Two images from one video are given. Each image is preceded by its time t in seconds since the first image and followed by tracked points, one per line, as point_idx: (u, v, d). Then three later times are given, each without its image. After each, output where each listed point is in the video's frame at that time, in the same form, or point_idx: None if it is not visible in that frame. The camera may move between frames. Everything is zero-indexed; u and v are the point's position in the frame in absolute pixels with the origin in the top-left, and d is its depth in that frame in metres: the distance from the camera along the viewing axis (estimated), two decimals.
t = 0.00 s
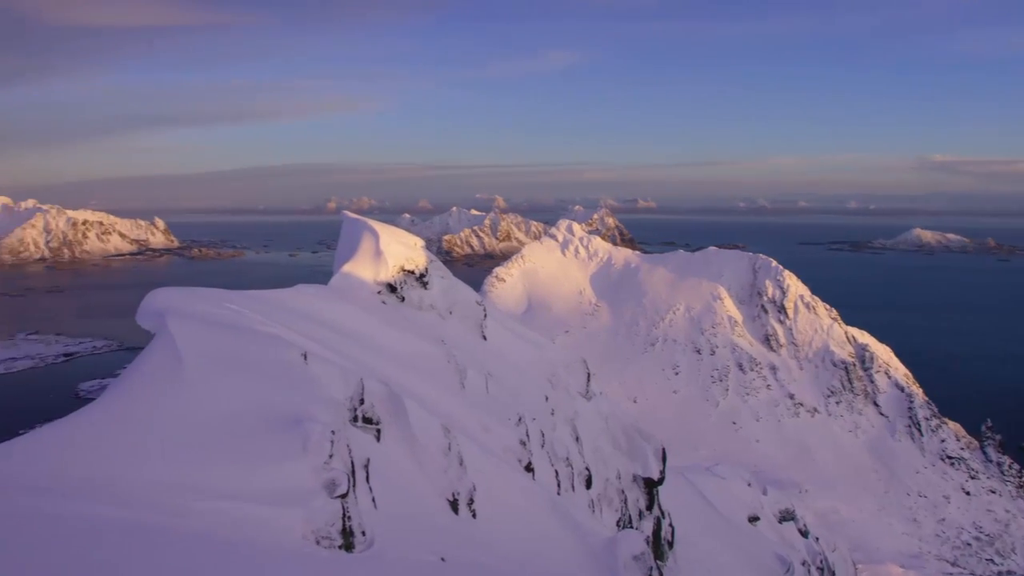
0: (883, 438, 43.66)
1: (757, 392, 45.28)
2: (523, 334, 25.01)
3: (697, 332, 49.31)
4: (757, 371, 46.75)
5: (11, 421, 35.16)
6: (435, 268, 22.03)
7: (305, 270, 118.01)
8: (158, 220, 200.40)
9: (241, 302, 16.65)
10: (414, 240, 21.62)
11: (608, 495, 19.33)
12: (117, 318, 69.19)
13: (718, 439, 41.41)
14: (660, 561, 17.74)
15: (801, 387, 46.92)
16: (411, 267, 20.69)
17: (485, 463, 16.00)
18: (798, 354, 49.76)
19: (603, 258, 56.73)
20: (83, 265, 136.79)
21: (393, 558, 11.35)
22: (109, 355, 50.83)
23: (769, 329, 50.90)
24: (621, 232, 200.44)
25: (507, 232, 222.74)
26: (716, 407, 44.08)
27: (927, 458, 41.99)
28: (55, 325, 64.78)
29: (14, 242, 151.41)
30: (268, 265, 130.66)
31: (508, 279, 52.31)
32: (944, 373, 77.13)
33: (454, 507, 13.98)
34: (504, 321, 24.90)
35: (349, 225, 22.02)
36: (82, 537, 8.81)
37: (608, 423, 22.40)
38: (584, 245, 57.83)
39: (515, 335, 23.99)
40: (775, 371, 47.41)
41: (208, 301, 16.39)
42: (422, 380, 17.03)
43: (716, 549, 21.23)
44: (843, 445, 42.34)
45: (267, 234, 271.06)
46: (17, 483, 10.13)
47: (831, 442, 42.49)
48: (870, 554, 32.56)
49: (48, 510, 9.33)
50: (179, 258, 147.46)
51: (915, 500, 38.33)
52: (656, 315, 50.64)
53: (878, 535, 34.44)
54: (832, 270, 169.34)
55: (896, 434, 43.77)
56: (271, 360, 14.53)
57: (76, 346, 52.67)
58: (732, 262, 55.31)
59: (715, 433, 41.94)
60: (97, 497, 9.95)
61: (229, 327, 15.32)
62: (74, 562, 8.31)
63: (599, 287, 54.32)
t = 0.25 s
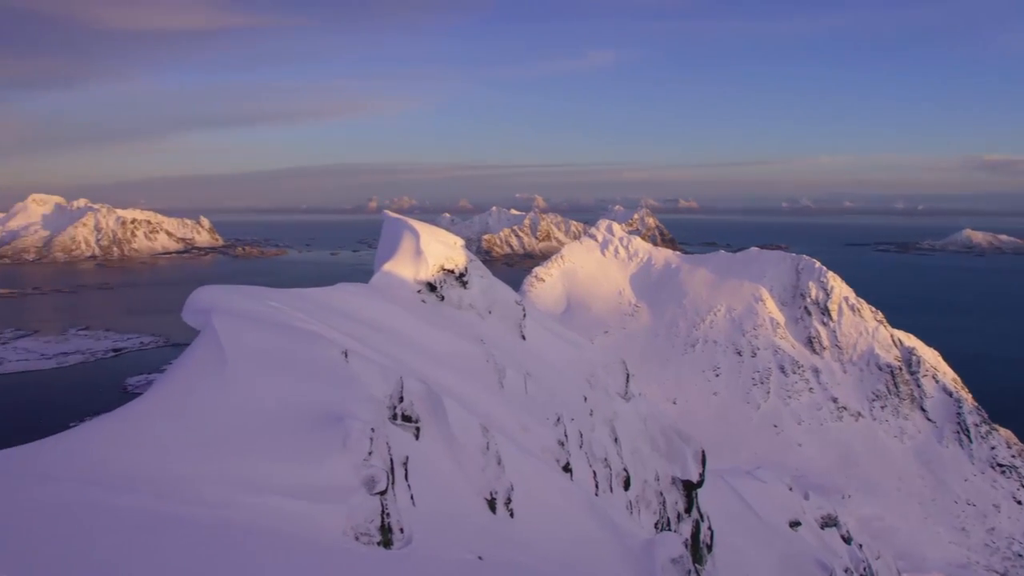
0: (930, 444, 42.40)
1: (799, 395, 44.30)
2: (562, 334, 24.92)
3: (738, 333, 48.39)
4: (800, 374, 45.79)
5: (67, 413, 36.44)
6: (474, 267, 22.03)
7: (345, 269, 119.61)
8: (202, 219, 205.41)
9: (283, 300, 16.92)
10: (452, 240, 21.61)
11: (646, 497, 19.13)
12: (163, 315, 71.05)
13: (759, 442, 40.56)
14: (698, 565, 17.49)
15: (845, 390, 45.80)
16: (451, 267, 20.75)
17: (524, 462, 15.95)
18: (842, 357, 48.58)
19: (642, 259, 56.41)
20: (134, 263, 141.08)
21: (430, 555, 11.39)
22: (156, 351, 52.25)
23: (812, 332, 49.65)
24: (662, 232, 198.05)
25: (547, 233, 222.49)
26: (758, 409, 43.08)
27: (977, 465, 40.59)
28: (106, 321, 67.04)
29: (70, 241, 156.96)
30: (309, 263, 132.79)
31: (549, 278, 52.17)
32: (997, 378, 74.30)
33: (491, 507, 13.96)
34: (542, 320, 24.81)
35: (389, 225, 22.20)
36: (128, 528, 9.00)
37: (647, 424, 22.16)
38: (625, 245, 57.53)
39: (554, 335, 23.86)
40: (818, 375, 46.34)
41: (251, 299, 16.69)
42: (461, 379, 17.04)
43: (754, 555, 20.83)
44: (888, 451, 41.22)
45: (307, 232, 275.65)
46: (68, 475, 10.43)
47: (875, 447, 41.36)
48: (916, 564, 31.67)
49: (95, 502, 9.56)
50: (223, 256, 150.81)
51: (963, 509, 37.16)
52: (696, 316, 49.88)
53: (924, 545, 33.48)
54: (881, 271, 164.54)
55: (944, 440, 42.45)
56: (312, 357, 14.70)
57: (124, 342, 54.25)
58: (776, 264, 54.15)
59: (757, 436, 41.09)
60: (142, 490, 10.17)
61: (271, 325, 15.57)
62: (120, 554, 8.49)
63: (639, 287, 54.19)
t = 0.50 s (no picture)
0: (976, 450, 41.20)
1: (840, 398, 43.26)
2: (598, 334, 24.79)
3: (778, 335, 47.10)
4: (840, 377, 44.69)
5: (113, 407, 37.39)
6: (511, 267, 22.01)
7: (380, 268, 120.54)
8: (242, 217, 209.43)
9: (321, 299, 17.13)
10: (489, 239, 21.66)
11: (683, 499, 18.96)
12: (205, 312, 72.63)
13: (798, 446, 39.78)
14: (736, 570, 17.26)
15: (887, 394, 44.71)
16: (488, 266, 20.78)
17: (560, 463, 15.90)
18: (885, 360, 47.36)
19: (680, 259, 54.29)
20: (177, 261, 144.49)
21: (466, 554, 11.39)
22: (197, 347, 53.40)
23: (854, 334, 48.43)
24: (701, 232, 195.51)
25: (584, 233, 220.88)
26: (798, 413, 42.15)
27: None
28: (150, 318, 68.76)
29: (116, 239, 161.72)
30: (345, 263, 134.19)
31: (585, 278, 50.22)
32: None
33: (527, 507, 13.93)
34: (578, 320, 24.73)
35: (427, 225, 22.35)
36: (170, 521, 9.10)
37: (684, 426, 21.92)
38: (662, 245, 55.36)
39: (591, 335, 23.71)
40: (860, 378, 45.23)
41: (291, 297, 16.90)
42: (498, 379, 17.06)
43: (793, 560, 20.43)
44: (931, 457, 40.18)
45: (342, 232, 278.70)
46: (112, 467, 10.64)
47: (918, 453, 40.36)
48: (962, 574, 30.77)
49: (139, 494, 9.71)
50: (264, 254, 153.47)
51: (1011, 518, 36.04)
52: (734, 317, 48.40)
53: (972, 553, 32.46)
54: (932, 271, 159.46)
55: (991, 447, 41.23)
56: (350, 355, 14.85)
57: (167, 339, 55.60)
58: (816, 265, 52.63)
59: (796, 440, 40.30)
60: (183, 484, 10.31)
61: (309, 323, 15.76)
62: (162, 546, 8.57)
63: (677, 289, 52.07)
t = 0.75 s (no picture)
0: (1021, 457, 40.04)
1: (878, 402, 42.22)
2: (631, 334, 24.66)
3: (814, 338, 45.65)
4: (879, 380, 43.50)
5: (154, 403, 38.24)
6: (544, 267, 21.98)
7: (412, 268, 121.01)
8: (277, 215, 212.26)
9: (356, 297, 17.28)
10: (523, 239, 21.71)
11: (716, 502, 18.80)
12: (241, 310, 73.76)
13: (835, 450, 38.98)
14: None
15: (928, 399, 43.69)
16: (521, 266, 20.78)
17: (592, 464, 15.83)
18: (925, 364, 46.29)
19: (714, 261, 51.71)
20: (215, 259, 147.12)
21: (499, 554, 11.38)
22: (233, 345, 54.29)
23: (893, 336, 47.31)
24: (737, 233, 192.37)
25: (618, 233, 218.46)
26: (835, 417, 41.20)
27: None
28: (188, 315, 70.09)
29: (156, 238, 165.36)
30: (377, 261, 135.14)
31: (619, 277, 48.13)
32: None
33: (559, 507, 13.92)
34: (611, 321, 24.62)
35: (461, 225, 22.48)
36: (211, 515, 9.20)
37: (718, 428, 21.71)
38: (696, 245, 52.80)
39: (625, 336, 23.57)
40: (899, 382, 44.15)
41: (327, 296, 17.09)
42: (531, 378, 17.06)
43: (829, 567, 20.06)
44: (973, 464, 39.21)
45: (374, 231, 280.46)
46: (152, 461, 10.76)
47: (959, 460, 39.45)
48: None
49: (179, 487, 9.84)
50: (298, 254, 155.09)
51: None
52: (770, 319, 46.73)
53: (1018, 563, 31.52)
54: (983, 272, 154.15)
55: None
56: (384, 353, 14.95)
57: (205, 336, 56.65)
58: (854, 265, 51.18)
59: (833, 444, 39.49)
60: (222, 479, 10.46)
61: (343, 322, 15.91)
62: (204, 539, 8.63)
63: (713, 289, 49.84)
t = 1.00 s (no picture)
0: None
1: (917, 406, 41.22)
2: (664, 334, 24.50)
3: (851, 340, 44.59)
4: (917, 384, 42.41)
5: (192, 399, 38.99)
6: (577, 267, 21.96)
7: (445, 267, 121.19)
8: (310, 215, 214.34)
9: (390, 297, 17.39)
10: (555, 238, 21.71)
11: (749, 505, 18.63)
12: (276, 308, 74.73)
13: (872, 454, 38.20)
14: None
15: (969, 404, 42.68)
16: (554, 266, 20.77)
17: (624, 465, 15.76)
18: (966, 367, 45.27)
19: (749, 262, 50.88)
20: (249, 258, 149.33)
21: (531, 554, 11.36)
22: (268, 342, 55.12)
23: (932, 339, 46.21)
24: (772, 233, 188.91)
25: (651, 233, 215.56)
26: (871, 420, 40.27)
27: None
28: (225, 313, 71.27)
29: (193, 236, 168.51)
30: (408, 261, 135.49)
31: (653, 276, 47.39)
32: None
33: (590, 507, 13.87)
34: (644, 321, 24.48)
35: (493, 224, 22.56)
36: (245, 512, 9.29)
37: (751, 431, 21.48)
38: (731, 246, 51.92)
39: (658, 337, 23.41)
40: (939, 386, 43.10)
41: (362, 295, 17.25)
42: (563, 378, 17.04)
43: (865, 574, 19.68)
44: (1017, 471, 38.21)
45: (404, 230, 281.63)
46: (189, 457, 10.91)
47: (1001, 466, 38.54)
48: None
49: (214, 483, 9.96)
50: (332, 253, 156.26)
51: None
52: (805, 321, 45.91)
53: None
54: None
55: None
56: (416, 352, 15.05)
57: (241, 333, 57.64)
58: (893, 267, 50.07)
59: (868, 448, 38.70)
60: (256, 475, 10.58)
61: (378, 321, 16.03)
62: (238, 535, 8.69)
63: (748, 290, 49.12)
